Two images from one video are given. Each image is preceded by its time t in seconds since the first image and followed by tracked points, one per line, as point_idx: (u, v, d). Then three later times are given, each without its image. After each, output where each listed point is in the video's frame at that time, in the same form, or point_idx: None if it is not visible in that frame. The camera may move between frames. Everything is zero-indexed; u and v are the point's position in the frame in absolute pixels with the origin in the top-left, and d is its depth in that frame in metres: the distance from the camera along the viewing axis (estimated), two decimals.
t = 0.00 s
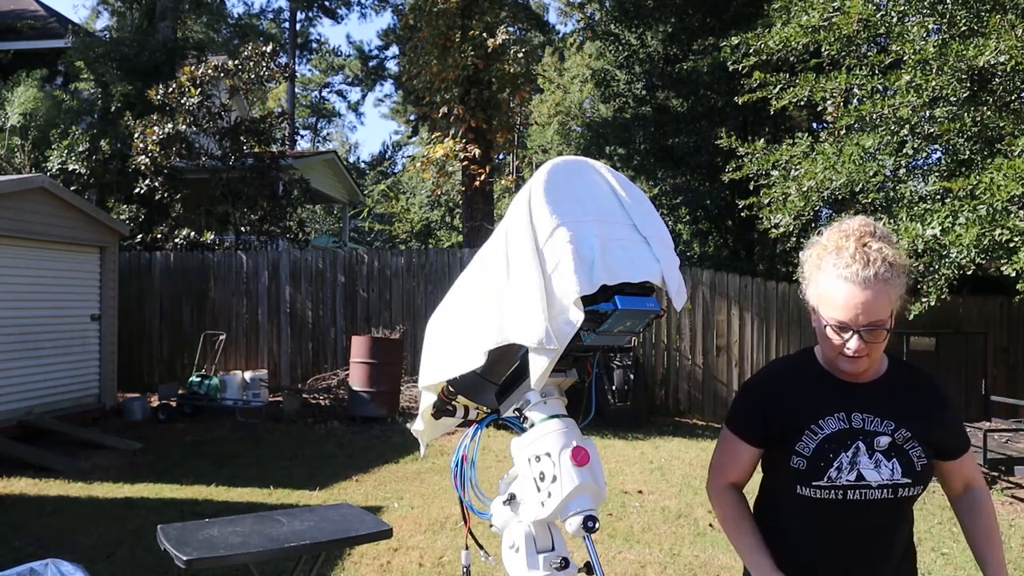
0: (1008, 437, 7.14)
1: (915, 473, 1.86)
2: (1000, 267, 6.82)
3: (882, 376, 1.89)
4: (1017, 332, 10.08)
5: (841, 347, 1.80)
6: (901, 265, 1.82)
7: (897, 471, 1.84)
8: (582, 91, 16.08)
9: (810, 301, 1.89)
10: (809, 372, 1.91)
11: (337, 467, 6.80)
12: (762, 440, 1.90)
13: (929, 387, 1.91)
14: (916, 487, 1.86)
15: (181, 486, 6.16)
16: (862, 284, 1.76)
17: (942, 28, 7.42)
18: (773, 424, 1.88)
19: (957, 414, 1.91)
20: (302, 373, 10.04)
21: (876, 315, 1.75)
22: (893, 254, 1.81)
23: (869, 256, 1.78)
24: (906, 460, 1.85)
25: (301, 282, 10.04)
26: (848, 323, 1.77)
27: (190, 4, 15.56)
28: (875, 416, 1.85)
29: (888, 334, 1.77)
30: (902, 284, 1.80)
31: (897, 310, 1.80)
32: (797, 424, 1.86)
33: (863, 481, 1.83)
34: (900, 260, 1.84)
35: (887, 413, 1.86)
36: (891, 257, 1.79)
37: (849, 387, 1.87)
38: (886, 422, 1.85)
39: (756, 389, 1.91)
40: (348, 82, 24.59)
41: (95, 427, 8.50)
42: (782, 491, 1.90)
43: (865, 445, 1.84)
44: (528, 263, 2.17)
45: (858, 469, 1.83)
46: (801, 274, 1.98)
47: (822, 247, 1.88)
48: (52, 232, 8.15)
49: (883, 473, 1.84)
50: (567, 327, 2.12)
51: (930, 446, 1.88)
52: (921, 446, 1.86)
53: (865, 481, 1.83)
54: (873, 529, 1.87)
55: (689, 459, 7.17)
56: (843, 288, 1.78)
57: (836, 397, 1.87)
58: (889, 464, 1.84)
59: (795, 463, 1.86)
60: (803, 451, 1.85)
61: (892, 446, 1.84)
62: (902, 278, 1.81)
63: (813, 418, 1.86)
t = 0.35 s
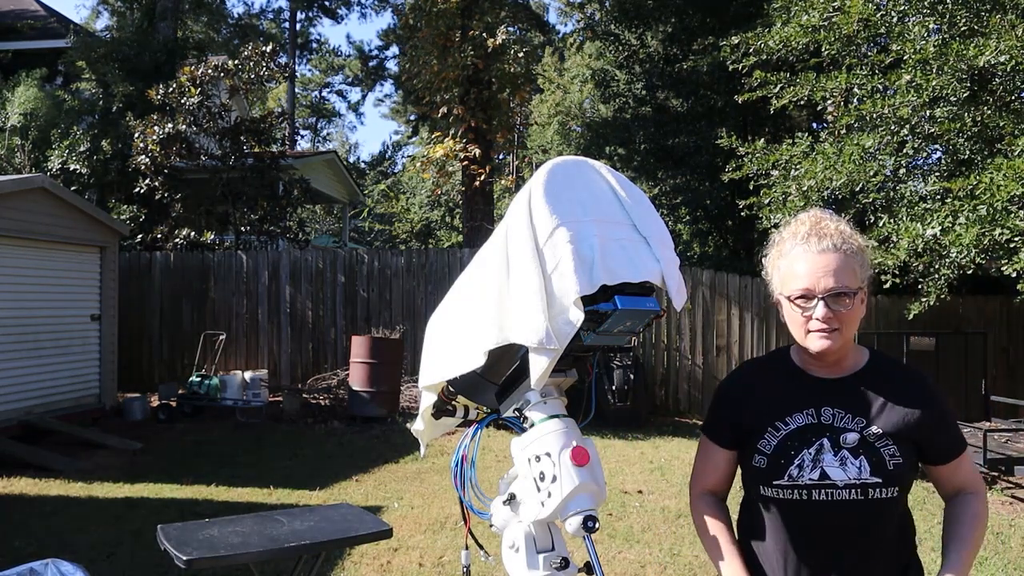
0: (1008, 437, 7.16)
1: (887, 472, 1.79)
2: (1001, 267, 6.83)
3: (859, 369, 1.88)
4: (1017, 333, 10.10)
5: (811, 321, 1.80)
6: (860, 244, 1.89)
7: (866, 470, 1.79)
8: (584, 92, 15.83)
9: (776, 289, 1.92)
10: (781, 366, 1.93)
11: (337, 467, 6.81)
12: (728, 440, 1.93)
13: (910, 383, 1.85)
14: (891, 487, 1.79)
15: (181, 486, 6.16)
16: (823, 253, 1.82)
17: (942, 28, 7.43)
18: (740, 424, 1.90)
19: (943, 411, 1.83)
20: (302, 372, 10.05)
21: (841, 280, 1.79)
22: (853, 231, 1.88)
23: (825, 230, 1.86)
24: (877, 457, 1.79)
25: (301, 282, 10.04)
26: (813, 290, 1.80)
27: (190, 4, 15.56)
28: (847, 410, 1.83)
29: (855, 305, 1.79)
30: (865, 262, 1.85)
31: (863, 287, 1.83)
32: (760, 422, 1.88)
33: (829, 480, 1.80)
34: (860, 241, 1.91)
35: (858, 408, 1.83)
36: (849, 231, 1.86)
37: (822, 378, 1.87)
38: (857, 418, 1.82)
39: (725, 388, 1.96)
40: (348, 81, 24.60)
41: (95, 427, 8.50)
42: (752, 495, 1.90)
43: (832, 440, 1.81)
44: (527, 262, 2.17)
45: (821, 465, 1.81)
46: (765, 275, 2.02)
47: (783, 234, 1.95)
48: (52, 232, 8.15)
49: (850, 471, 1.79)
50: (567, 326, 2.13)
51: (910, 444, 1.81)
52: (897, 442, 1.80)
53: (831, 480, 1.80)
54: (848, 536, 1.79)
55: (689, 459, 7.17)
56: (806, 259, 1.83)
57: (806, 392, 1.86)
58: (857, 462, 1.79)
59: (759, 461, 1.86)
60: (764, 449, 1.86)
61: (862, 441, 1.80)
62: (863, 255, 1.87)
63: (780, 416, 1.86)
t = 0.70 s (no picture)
0: (1008, 437, 7.16)
1: (865, 503, 1.65)
2: (1001, 267, 6.83)
3: (865, 382, 1.77)
4: (1017, 332, 10.10)
5: (811, 329, 1.76)
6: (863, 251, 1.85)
7: (840, 500, 1.68)
8: (585, 92, 15.72)
9: (773, 301, 1.89)
10: (788, 385, 1.91)
11: (337, 467, 6.81)
12: (731, 459, 1.97)
13: (914, 403, 1.67)
14: (874, 524, 1.64)
15: (181, 486, 6.16)
16: (818, 256, 1.80)
17: (942, 28, 7.44)
18: (736, 443, 1.93)
19: (952, 437, 1.60)
20: (302, 372, 10.05)
21: (839, 283, 1.75)
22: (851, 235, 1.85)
23: (819, 234, 1.84)
24: (856, 487, 1.66)
25: (301, 282, 10.04)
26: (810, 295, 1.76)
27: (190, 4, 15.56)
28: (832, 431, 1.73)
29: (856, 308, 1.75)
30: (867, 265, 1.81)
31: (866, 291, 1.78)
32: (750, 441, 1.89)
33: (800, 507, 1.74)
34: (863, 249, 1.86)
35: (844, 430, 1.72)
36: (844, 233, 1.84)
37: (816, 396, 1.81)
38: (842, 441, 1.71)
39: (733, 407, 2.00)
40: (348, 81, 24.61)
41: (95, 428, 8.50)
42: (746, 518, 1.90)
43: (810, 464, 1.74)
44: (527, 262, 2.17)
45: (795, 491, 1.75)
46: (762, 291, 1.99)
47: (776, 244, 1.93)
48: (52, 232, 8.14)
49: (824, 500, 1.70)
50: (567, 326, 2.12)
51: (903, 475, 1.63)
52: (882, 472, 1.65)
53: (803, 507, 1.73)
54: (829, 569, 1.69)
55: (689, 459, 7.17)
56: (801, 265, 1.81)
57: (796, 411, 1.82)
58: (830, 491, 1.69)
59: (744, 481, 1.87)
60: (746, 469, 1.88)
61: (841, 467, 1.69)
62: (867, 262, 1.83)
63: (768, 434, 1.85)
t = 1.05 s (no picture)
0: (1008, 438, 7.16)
1: (875, 525, 1.47)
2: (1001, 267, 6.84)
3: (889, 377, 1.58)
4: (1017, 332, 10.09)
5: (817, 323, 1.61)
6: (881, 228, 1.67)
7: (848, 520, 1.51)
8: (581, 91, 16.01)
9: (779, 295, 1.75)
10: (811, 386, 1.75)
11: (337, 467, 6.81)
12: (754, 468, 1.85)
13: (939, 402, 1.44)
14: (888, 551, 1.45)
15: (181, 486, 6.15)
16: (822, 238, 1.65)
17: (942, 28, 7.43)
18: (758, 451, 1.80)
19: (976, 444, 1.36)
20: (302, 372, 10.04)
21: (845, 266, 1.59)
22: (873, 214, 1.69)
23: (826, 212, 1.69)
24: (866, 507, 1.48)
25: (301, 282, 10.04)
26: (813, 283, 1.62)
27: (190, 4, 15.57)
28: (846, 440, 1.56)
29: (870, 293, 1.57)
30: (885, 244, 1.64)
31: (884, 273, 1.61)
32: (768, 450, 1.76)
33: (807, 526, 1.59)
34: (881, 225, 1.68)
35: (860, 439, 1.54)
36: (855, 210, 1.68)
37: (834, 397, 1.65)
38: (856, 450, 1.53)
39: (762, 410, 1.87)
40: (348, 81, 24.61)
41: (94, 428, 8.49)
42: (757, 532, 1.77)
43: (819, 478, 1.58)
44: (527, 262, 2.17)
45: (801, 509, 1.60)
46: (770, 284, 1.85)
47: (783, 229, 1.79)
48: (52, 232, 8.13)
49: (830, 521, 1.54)
50: (567, 326, 2.13)
51: (921, 493, 1.42)
52: (896, 489, 1.45)
53: (810, 526, 1.58)
54: None
55: (689, 459, 7.16)
56: (804, 250, 1.67)
57: (813, 414, 1.66)
58: (838, 508, 1.53)
59: (756, 497, 1.75)
60: (758, 480, 1.76)
61: (851, 483, 1.51)
62: (884, 241, 1.65)
63: (784, 443, 1.71)
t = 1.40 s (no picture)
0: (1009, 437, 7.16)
1: (860, 555, 1.44)
2: (1001, 267, 6.84)
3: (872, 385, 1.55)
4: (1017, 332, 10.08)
5: (792, 333, 1.57)
6: (848, 223, 1.63)
7: (832, 553, 1.49)
8: (584, 91, 15.70)
9: (749, 303, 1.71)
10: (796, 402, 1.73)
11: (336, 467, 6.81)
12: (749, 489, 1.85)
13: (917, 412, 1.41)
14: None
15: (181, 486, 6.16)
16: (788, 241, 1.62)
17: (942, 28, 7.44)
18: (750, 475, 1.80)
19: (957, 453, 1.32)
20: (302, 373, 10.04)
21: (814, 270, 1.55)
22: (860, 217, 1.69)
23: (788, 212, 1.66)
24: (849, 538, 1.46)
25: (301, 282, 10.04)
26: (784, 291, 1.58)
27: (190, 4, 15.57)
28: (828, 463, 1.54)
29: (845, 296, 1.53)
30: (855, 241, 1.61)
31: (857, 272, 1.57)
32: (758, 475, 1.75)
33: (795, 560, 1.57)
34: (849, 220, 1.65)
35: (842, 460, 1.51)
36: (819, 206, 1.64)
37: (816, 413, 1.63)
38: (839, 473, 1.51)
39: (753, 429, 1.86)
40: (348, 81, 24.62)
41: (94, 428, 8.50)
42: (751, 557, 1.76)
43: (803, 508, 1.57)
44: (526, 261, 2.17)
45: (788, 541, 1.59)
46: (740, 290, 1.81)
47: (747, 232, 1.75)
48: (52, 232, 8.14)
49: (816, 554, 1.52)
50: (567, 326, 2.13)
51: (904, 516, 1.39)
52: (878, 515, 1.43)
53: (797, 559, 1.57)
54: None
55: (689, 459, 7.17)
56: (771, 255, 1.63)
57: (798, 436, 1.65)
58: (822, 539, 1.51)
59: (747, 527, 1.74)
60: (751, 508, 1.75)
61: (833, 511, 1.50)
62: (852, 237, 1.61)
63: (773, 468, 1.70)
